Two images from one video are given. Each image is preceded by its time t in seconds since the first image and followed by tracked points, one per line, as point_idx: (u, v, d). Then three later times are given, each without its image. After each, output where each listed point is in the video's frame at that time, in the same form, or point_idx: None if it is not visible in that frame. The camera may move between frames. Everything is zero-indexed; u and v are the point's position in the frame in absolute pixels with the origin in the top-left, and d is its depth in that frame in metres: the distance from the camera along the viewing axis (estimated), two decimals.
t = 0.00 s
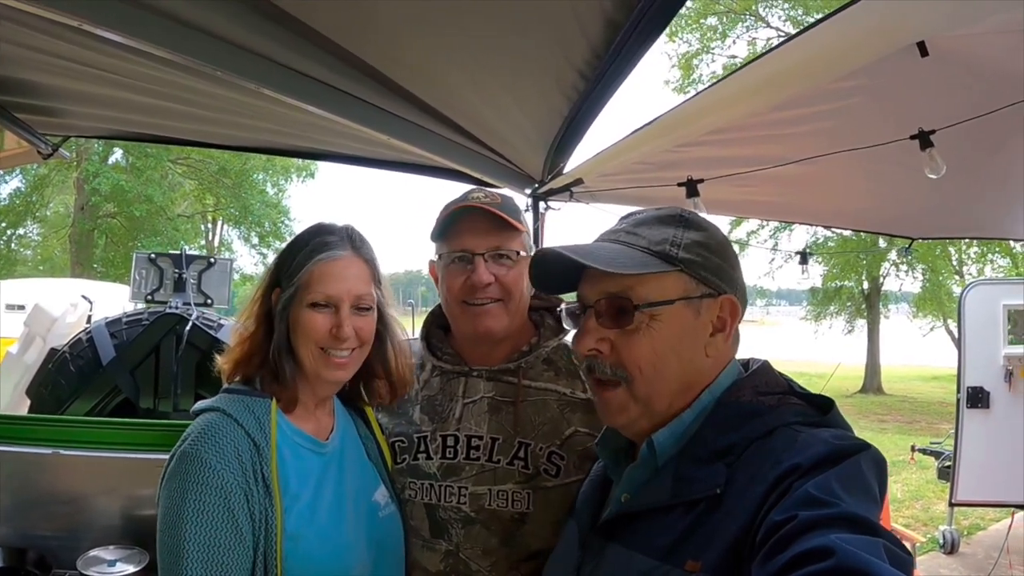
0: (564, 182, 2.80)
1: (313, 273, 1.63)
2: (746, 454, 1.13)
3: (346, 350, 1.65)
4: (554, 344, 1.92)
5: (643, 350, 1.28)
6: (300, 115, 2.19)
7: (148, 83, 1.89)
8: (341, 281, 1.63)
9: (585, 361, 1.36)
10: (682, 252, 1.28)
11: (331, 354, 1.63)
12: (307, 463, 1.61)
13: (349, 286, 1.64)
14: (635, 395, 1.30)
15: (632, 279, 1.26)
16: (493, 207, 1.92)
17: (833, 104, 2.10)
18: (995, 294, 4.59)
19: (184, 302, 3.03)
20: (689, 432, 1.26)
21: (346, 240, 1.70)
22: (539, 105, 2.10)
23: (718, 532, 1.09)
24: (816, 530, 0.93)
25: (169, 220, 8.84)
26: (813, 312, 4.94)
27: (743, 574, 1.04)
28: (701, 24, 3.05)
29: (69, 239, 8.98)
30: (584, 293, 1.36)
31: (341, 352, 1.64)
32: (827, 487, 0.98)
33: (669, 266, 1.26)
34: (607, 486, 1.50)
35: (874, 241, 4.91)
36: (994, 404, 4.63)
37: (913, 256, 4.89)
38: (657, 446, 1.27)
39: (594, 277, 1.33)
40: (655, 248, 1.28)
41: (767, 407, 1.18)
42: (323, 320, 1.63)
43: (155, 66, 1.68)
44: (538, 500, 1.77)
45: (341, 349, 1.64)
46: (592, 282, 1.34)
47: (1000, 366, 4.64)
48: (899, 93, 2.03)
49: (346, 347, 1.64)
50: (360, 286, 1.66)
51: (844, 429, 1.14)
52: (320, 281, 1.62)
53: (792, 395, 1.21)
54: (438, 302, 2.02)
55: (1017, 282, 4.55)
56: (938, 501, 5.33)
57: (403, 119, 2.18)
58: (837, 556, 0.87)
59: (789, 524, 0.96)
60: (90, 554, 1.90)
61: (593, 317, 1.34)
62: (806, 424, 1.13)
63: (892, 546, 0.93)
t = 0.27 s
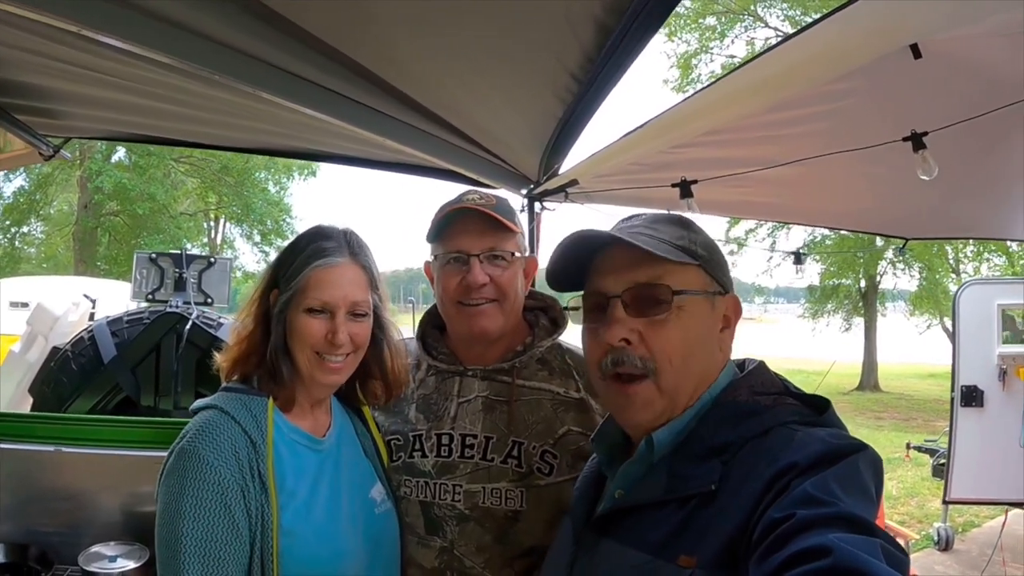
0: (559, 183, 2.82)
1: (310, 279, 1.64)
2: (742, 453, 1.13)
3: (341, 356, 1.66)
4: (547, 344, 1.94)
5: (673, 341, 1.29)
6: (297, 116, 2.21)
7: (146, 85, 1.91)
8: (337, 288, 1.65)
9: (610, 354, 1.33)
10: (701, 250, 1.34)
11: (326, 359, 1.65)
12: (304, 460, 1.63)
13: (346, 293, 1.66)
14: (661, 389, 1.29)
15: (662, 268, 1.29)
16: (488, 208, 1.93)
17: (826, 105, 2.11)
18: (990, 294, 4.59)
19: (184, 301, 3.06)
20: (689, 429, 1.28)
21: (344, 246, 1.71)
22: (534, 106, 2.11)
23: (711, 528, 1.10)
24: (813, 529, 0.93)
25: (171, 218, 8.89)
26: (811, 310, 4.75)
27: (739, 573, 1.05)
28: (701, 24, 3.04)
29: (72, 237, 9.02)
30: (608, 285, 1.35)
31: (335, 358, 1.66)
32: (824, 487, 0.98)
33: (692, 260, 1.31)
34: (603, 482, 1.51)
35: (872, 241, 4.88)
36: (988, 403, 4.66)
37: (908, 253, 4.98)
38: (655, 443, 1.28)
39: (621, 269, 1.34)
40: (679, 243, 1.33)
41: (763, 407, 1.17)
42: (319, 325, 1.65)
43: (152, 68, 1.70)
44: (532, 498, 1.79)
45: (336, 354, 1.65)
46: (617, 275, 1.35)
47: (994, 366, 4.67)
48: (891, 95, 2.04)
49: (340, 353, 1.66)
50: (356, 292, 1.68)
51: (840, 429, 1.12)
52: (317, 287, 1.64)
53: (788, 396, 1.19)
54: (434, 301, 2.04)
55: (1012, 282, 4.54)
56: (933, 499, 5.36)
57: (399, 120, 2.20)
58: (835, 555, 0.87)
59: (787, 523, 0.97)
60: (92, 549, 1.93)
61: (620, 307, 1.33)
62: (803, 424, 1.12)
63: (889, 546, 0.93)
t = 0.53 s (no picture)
0: (548, 186, 2.85)
1: (301, 280, 1.67)
2: (738, 451, 1.16)
3: (332, 355, 1.69)
4: (537, 345, 1.97)
5: (673, 341, 1.31)
6: (291, 121, 2.24)
7: (142, 91, 1.94)
8: (328, 288, 1.68)
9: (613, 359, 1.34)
10: (690, 254, 1.37)
11: (318, 358, 1.68)
12: (298, 459, 1.67)
13: (337, 293, 1.69)
14: (667, 391, 1.30)
15: (659, 272, 1.32)
16: (478, 211, 1.95)
17: (812, 110, 2.15)
18: (975, 295, 4.66)
19: (181, 303, 3.09)
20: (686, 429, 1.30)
21: (336, 248, 1.75)
22: (525, 110, 2.15)
23: (711, 525, 1.12)
24: (807, 528, 0.95)
25: (169, 220, 8.94)
26: (802, 311, 5.03)
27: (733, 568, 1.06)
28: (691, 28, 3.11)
29: (71, 240, 9.06)
30: (607, 292, 1.38)
31: (328, 358, 1.69)
32: (818, 485, 1.00)
33: (685, 264, 1.34)
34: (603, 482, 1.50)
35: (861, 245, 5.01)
36: (975, 402, 4.67)
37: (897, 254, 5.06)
38: (655, 444, 1.29)
39: (618, 274, 1.37)
40: (671, 247, 1.36)
41: (760, 407, 1.19)
42: (311, 325, 1.68)
43: (149, 75, 1.73)
44: (520, 496, 1.84)
45: (328, 354, 1.68)
46: (616, 281, 1.37)
47: (982, 367, 4.67)
48: (876, 100, 2.08)
49: (332, 352, 1.69)
50: (347, 293, 1.71)
51: (834, 428, 1.15)
52: (308, 288, 1.67)
53: (784, 397, 1.22)
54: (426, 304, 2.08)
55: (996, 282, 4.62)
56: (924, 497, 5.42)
57: (392, 126, 2.24)
58: (827, 554, 0.89)
59: (781, 521, 0.99)
60: (90, 548, 1.96)
61: (620, 312, 1.35)
62: (798, 424, 1.15)
63: (883, 546, 0.95)
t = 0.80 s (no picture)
0: (540, 186, 2.83)
1: (295, 279, 1.65)
2: (744, 450, 1.15)
3: (326, 354, 1.67)
4: (530, 346, 1.96)
5: (671, 340, 1.29)
6: (283, 119, 2.22)
7: (133, 87, 1.92)
8: (322, 286, 1.66)
9: (611, 358, 1.33)
10: (690, 251, 1.35)
11: (311, 357, 1.66)
12: (290, 460, 1.64)
13: (331, 291, 1.67)
14: (666, 387, 1.29)
15: (659, 271, 1.30)
16: (473, 211, 1.95)
17: (806, 110, 2.15)
18: (967, 298, 4.68)
19: (171, 303, 3.06)
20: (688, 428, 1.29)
21: (330, 245, 1.73)
22: (520, 110, 2.14)
23: (720, 525, 1.10)
24: (813, 527, 0.94)
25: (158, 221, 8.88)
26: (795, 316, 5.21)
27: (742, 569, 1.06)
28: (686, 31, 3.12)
29: (60, 241, 8.98)
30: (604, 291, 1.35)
31: (321, 357, 1.67)
32: (825, 484, 0.99)
33: (684, 262, 1.32)
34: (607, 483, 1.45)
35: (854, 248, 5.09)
36: (970, 404, 4.68)
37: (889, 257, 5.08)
38: (657, 443, 1.27)
39: (616, 274, 1.34)
40: (670, 246, 1.33)
41: (765, 404, 1.19)
42: (304, 324, 1.66)
43: (140, 70, 1.71)
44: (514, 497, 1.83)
45: (321, 353, 1.66)
46: (614, 280, 1.35)
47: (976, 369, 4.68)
48: (871, 100, 2.08)
49: (326, 351, 1.67)
50: (341, 292, 1.69)
51: (839, 426, 1.14)
52: (302, 286, 1.65)
53: (788, 395, 1.21)
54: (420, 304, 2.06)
55: (988, 285, 4.66)
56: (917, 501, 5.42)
57: (386, 124, 2.22)
58: (833, 554, 0.87)
59: (787, 519, 0.98)
60: (77, 551, 1.93)
61: (617, 312, 1.33)
62: (804, 421, 1.14)
63: (890, 546, 0.94)
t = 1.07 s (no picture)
0: (544, 185, 2.82)
1: (298, 277, 1.64)
2: (747, 449, 1.12)
3: (329, 353, 1.66)
4: (535, 345, 1.93)
5: (670, 341, 1.26)
6: (284, 117, 2.21)
7: (132, 85, 1.91)
8: (325, 284, 1.65)
9: (606, 358, 1.30)
10: (695, 249, 1.32)
11: (314, 356, 1.64)
12: (291, 461, 1.62)
13: (334, 290, 1.65)
14: (663, 387, 1.26)
15: (660, 270, 1.27)
16: (477, 209, 1.94)
17: (811, 108, 2.13)
18: (975, 299, 4.71)
19: (171, 304, 3.06)
20: (690, 428, 1.26)
21: (332, 244, 1.71)
22: (522, 108, 2.12)
23: (724, 524, 1.08)
24: (817, 526, 0.92)
25: (160, 225, 8.87)
26: (802, 317, 4.89)
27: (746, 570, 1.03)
28: (690, 31, 3.11)
29: (61, 244, 8.97)
30: (603, 289, 1.33)
31: (324, 355, 1.65)
32: (829, 483, 0.97)
33: (687, 260, 1.29)
34: (608, 482, 1.41)
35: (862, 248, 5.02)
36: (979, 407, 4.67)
37: (895, 259, 5.05)
38: (659, 442, 1.25)
39: (615, 272, 1.32)
40: (672, 243, 1.30)
41: (767, 402, 1.16)
42: (306, 322, 1.64)
43: (139, 68, 1.70)
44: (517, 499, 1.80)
45: (324, 352, 1.65)
46: (614, 279, 1.32)
47: (984, 370, 4.69)
48: (878, 98, 2.06)
49: (329, 350, 1.65)
50: (344, 290, 1.68)
51: (843, 425, 1.11)
52: (305, 284, 1.64)
53: (790, 394, 1.18)
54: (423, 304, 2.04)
55: (995, 285, 4.68)
56: (925, 505, 5.38)
57: (387, 122, 2.21)
58: (838, 553, 0.85)
59: (790, 519, 0.96)
60: (75, 553, 1.91)
61: (615, 311, 1.30)
62: (809, 420, 1.12)
63: (894, 545, 0.92)
